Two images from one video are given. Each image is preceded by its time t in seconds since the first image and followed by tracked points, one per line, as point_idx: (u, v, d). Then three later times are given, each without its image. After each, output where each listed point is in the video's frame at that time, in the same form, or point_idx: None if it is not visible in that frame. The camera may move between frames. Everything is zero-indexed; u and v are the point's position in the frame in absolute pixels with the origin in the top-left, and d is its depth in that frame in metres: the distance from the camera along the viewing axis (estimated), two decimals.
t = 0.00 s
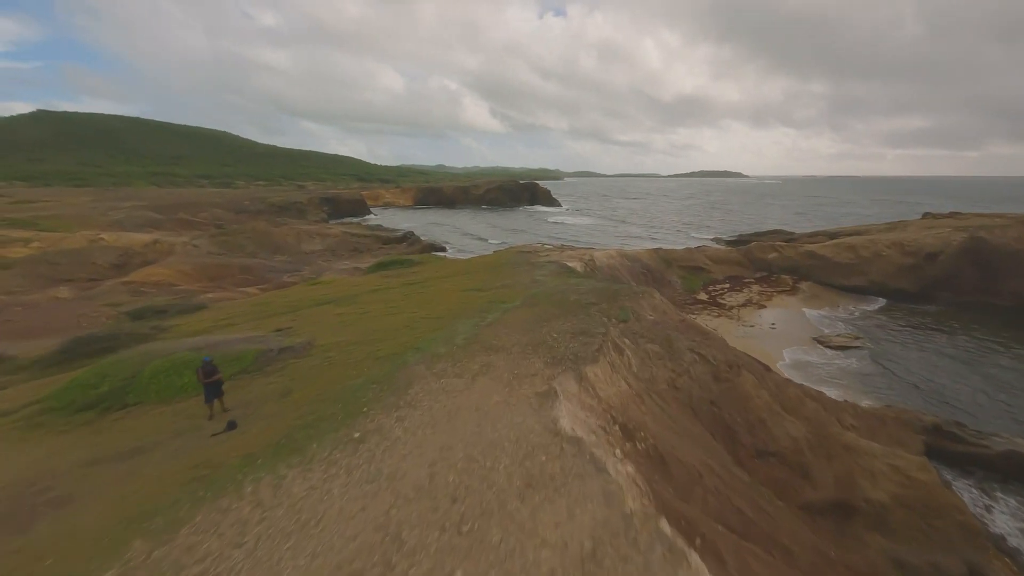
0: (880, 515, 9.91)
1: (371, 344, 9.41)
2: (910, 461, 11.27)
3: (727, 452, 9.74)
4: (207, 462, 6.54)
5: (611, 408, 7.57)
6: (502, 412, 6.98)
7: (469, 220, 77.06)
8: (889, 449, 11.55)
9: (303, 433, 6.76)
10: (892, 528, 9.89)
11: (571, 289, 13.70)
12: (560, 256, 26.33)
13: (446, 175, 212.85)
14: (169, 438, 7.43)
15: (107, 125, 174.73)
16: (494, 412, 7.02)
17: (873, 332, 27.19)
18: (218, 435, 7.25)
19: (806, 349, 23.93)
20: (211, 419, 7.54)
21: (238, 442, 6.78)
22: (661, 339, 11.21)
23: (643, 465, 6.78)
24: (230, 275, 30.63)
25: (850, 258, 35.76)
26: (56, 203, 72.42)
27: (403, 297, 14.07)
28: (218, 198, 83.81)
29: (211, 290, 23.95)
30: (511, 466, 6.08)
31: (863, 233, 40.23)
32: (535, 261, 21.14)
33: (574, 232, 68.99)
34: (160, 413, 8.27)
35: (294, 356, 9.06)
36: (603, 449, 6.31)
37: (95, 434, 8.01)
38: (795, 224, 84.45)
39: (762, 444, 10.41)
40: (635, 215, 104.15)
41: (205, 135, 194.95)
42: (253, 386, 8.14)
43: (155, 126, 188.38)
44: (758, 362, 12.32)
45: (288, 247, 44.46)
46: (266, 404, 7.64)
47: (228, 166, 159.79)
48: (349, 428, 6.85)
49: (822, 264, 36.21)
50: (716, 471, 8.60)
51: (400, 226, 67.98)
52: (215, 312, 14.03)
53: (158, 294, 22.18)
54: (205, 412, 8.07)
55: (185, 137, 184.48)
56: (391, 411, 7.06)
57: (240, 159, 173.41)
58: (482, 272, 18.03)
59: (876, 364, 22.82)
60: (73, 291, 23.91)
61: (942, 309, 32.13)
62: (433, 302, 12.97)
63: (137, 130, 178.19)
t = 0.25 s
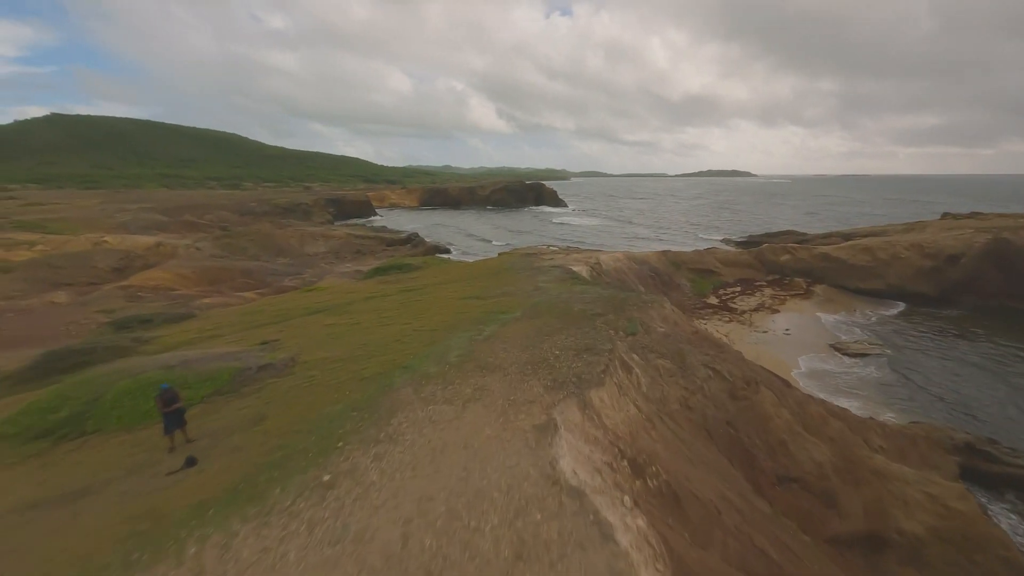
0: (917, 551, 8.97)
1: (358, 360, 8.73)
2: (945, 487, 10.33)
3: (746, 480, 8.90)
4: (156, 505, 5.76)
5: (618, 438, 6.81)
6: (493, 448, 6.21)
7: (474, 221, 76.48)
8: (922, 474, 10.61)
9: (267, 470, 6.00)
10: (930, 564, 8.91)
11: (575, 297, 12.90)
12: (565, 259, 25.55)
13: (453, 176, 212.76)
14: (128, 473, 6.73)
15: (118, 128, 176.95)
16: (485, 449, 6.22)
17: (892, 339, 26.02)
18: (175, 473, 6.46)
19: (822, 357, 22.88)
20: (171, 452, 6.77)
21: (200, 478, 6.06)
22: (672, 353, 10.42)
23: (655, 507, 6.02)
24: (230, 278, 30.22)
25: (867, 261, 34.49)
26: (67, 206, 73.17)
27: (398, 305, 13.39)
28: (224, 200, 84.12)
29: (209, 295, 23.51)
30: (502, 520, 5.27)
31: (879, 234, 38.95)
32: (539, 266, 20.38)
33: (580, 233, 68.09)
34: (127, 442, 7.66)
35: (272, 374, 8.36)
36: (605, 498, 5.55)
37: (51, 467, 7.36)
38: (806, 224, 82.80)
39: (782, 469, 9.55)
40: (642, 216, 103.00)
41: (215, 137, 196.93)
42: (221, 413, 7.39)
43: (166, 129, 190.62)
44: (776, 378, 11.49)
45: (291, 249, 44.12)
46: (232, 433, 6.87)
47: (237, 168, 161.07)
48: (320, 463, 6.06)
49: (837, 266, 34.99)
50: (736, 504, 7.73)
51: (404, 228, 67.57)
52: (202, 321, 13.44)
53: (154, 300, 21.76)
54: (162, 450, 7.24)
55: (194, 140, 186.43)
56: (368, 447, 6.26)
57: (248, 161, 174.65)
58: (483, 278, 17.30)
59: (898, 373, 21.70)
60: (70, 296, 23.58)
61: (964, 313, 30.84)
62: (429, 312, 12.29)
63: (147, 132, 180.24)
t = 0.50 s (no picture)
0: None
1: (341, 381, 7.97)
2: (987, 520, 9.36)
3: (768, 515, 8.06)
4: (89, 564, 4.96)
5: (626, 478, 6.12)
6: (482, 499, 5.40)
7: (479, 222, 75.85)
8: (961, 504, 9.67)
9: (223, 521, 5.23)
10: None
11: (580, 307, 12.09)
12: (570, 263, 24.70)
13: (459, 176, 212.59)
14: (70, 519, 5.95)
15: (128, 130, 178.87)
16: (474, 499, 5.42)
17: (912, 346, 24.87)
18: (121, 522, 5.67)
19: (840, 365, 21.83)
20: (119, 495, 6.00)
21: (151, 525, 5.35)
22: (686, 371, 9.58)
23: (667, 564, 5.29)
24: (229, 282, 29.75)
25: (884, 263, 33.23)
26: (75, 208, 73.60)
27: (393, 316, 12.67)
28: (230, 201, 84.21)
29: (205, 300, 22.99)
30: None
31: (896, 235, 37.65)
32: (543, 271, 19.58)
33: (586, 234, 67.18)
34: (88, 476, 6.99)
35: (246, 399, 7.62)
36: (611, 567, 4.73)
37: None
38: (817, 224, 81.13)
39: (808, 501, 8.68)
40: (649, 216, 101.76)
41: (222, 139, 198.31)
42: (181, 448, 6.62)
43: (174, 131, 192.27)
44: (798, 396, 10.61)
45: (293, 251, 43.70)
46: (189, 473, 6.09)
47: (244, 169, 161.93)
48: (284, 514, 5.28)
49: (852, 269, 33.79)
50: (760, 548, 6.88)
51: (408, 229, 67.05)
52: (186, 332, 12.79)
53: (149, 306, 21.27)
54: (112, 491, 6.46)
55: (202, 141, 187.83)
56: (339, 495, 5.45)
57: (255, 162, 175.65)
58: (483, 285, 16.55)
59: (920, 383, 20.61)
60: (65, 301, 23.18)
61: (987, 318, 29.53)
62: (424, 323, 11.57)
63: (156, 135, 181.97)
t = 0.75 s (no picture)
0: None
1: (322, 407, 7.25)
2: None
3: (798, 559, 7.21)
4: None
5: (639, 531, 5.81)
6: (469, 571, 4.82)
7: (484, 223, 75.13)
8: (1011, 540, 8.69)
9: None
10: None
11: (585, 318, 11.28)
12: (575, 266, 23.86)
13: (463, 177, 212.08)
14: None
15: (137, 132, 180.63)
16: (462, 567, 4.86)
17: (935, 353, 23.69)
18: None
19: (859, 375, 20.77)
20: (51, 553, 5.20)
21: None
22: (701, 391, 8.76)
23: None
24: (227, 286, 29.22)
25: (903, 265, 31.92)
26: (82, 210, 73.96)
27: (388, 327, 11.97)
28: (235, 203, 84.28)
29: (200, 306, 22.45)
30: None
31: (914, 236, 36.29)
32: (547, 276, 18.79)
33: (592, 236, 66.23)
34: (28, 515, 6.15)
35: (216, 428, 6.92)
36: None
37: None
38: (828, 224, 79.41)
39: (839, 538, 7.84)
40: (656, 216, 100.48)
41: (229, 141, 199.59)
42: (134, 495, 5.88)
43: (182, 133, 193.84)
44: (824, 418, 9.74)
45: (295, 254, 43.24)
46: (139, 527, 5.35)
47: (250, 171, 162.67)
48: None
49: (868, 271, 32.55)
50: None
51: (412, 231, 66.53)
52: (170, 345, 12.16)
53: (142, 312, 20.75)
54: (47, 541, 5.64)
55: (209, 143, 189.12)
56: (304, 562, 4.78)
57: (261, 164, 176.50)
58: (484, 291, 15.80)
59: (946, 394, 19.50)
60: (60, 307, 22.75)
61: (1013, 323, 28.18)
62: (419, 335, 10.84)
63: (164, 137, 183.58)
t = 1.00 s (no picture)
0: None
1: (298, 439, 6.53)
2: None
3: None
4: None
5: None
6: None
7: (488, 224, 74.40)
8: None
9: None
10: None
11: (592, 330, 10.50)
12: (580, 270, 23.01)
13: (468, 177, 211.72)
14: None
15: (144, 135, 182.07)
16: None
17: (959, 360, 22.57)
18: None
19: (880, 384, 19.74)
20: None
21: None
22: (720, 417, 7.96)
23: None
24: (225, 290, 28.67)
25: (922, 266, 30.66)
26: (87, 213, 74.17)
27: (381, 339, 11.26)
28: (239, 205, 84.27)
29: (195, 312, 21.89)
30: None
31: (932, 236, 34.98)
32: (551, 282, 17.99)
33: (598, 237, 65.28)
34: None
35: (178, 464, 6.19)
36: None
37: None
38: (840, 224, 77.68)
39: None
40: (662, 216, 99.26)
41: (235, 143, 200.62)
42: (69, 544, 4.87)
43: (189, 135, 195.13)
44: (855, 443, 8.86)
45: (296, 256, 42.73)
46: None
47: (256, 172, 163.24)
48: None
49: (885, 274, 31.37)
50: None
51: (416, 232, 65.96)
52: (150, 358, 11.48)
53: (135, 319, 20.20)
54: None
55: (216, 145, 190.27)
56: None
57: (267, 166, 177.10)
58: (485, 299, 15.05)
59: (973, 405, 18.43)
60: (53, 313, 22.26)
61: None
62: (413, 350, 10.10)
63: (171, 139, 184.89)
